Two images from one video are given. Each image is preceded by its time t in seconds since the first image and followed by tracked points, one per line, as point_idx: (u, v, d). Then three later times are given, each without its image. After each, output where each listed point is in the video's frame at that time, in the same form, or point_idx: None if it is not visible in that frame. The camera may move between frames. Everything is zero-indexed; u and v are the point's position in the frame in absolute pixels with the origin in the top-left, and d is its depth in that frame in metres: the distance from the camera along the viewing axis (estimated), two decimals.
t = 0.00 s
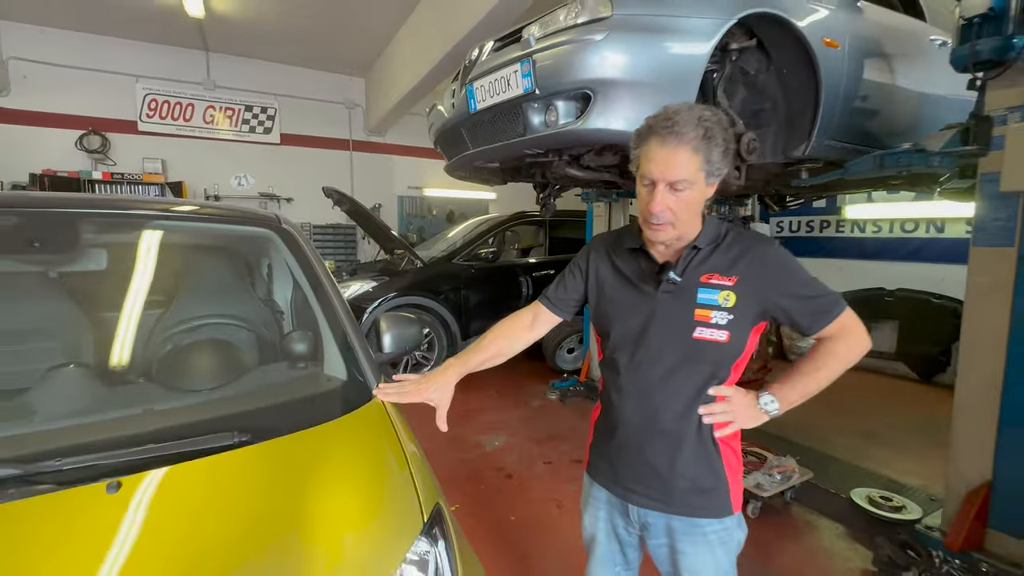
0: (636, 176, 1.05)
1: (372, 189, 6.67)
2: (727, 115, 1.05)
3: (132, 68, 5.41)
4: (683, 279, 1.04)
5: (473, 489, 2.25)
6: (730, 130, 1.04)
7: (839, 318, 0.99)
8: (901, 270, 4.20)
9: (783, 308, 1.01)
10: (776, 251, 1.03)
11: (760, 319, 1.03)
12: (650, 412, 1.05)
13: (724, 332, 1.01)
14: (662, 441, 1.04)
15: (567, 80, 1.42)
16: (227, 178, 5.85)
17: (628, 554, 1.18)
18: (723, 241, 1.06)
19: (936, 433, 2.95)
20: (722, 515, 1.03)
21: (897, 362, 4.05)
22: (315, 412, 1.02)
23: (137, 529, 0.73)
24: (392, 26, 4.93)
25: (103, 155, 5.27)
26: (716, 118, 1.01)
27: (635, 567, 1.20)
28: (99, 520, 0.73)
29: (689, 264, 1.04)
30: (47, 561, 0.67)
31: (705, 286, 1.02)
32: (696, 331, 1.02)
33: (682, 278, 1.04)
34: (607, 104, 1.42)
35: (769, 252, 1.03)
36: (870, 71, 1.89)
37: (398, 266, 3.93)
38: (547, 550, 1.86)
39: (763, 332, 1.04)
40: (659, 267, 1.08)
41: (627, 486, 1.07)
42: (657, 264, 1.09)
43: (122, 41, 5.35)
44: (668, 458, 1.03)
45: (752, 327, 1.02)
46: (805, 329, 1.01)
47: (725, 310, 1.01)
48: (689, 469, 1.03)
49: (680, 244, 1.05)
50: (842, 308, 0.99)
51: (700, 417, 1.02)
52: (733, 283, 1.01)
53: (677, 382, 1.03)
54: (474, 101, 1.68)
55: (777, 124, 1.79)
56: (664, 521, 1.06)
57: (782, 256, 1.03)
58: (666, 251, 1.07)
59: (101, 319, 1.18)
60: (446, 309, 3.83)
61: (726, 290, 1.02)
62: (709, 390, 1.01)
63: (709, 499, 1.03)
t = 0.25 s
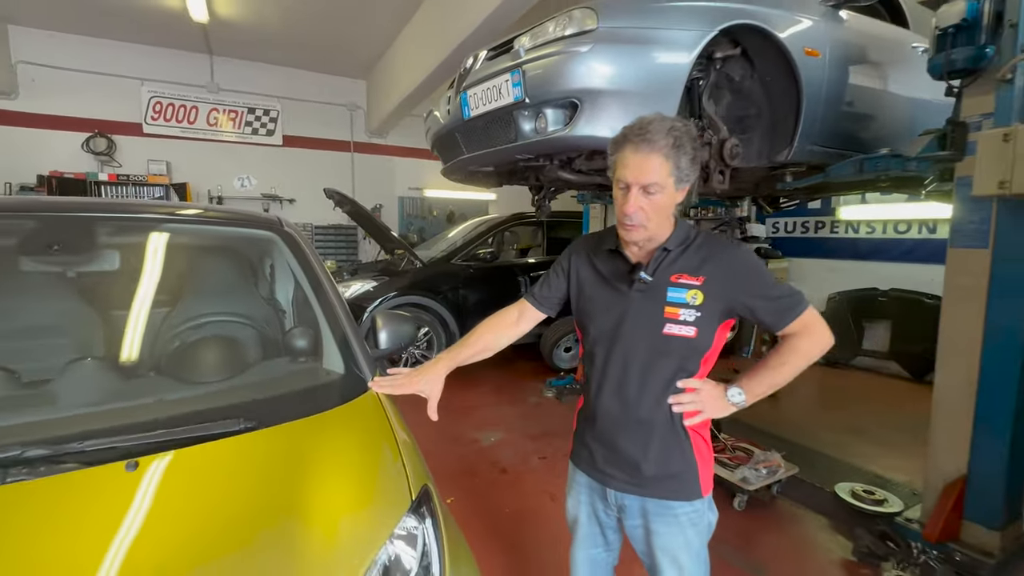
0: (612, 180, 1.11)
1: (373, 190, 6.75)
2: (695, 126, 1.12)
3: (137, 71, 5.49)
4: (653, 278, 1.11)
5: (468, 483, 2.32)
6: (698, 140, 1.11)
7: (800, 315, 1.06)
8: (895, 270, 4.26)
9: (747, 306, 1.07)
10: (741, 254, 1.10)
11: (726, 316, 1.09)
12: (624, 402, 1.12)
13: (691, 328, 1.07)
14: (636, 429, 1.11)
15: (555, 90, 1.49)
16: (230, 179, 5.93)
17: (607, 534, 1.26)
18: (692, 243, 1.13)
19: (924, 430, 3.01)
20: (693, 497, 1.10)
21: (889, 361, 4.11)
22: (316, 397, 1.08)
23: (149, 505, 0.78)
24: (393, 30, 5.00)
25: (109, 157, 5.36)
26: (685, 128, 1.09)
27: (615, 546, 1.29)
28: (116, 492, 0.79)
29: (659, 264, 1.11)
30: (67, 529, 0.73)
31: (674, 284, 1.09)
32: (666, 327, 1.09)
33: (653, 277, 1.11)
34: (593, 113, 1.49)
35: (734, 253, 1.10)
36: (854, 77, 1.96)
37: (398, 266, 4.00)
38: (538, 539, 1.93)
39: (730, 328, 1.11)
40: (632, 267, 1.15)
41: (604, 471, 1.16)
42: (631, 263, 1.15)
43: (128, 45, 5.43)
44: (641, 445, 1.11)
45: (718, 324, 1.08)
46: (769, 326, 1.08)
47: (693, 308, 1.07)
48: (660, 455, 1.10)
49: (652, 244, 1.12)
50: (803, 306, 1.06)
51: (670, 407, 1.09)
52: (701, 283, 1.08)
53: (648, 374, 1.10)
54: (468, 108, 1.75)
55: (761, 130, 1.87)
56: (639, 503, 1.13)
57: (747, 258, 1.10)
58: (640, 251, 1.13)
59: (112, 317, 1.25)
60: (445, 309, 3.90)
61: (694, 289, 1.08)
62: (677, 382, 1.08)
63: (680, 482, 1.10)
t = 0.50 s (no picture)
0: (601, 182, 1.20)
1: (374, 191, 6.85)
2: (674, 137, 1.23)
3: (144, 75, 5.60)
4: (631, 274, 1.20)
5: (464, 474, 2.41)
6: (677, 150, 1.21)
7: (766, 308, 1.16)
8: (885, 269, 4.34)
9: (718, 301, 1.17)
10: (711, 252, 1.19)
11: (698, 310, 1.19)
12: (605, 389, 1.21)
13: (665, 320, 1.16)
14: (615, 413, 1.20)
15: (543, 99, 1.59)
16: (234, 180, 6.04)
17: (591, 515, 1.35)
18: (666, 242, 1.22)
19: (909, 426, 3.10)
20: (669, 475, 1.19)
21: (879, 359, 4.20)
22: (320, 383, 1.18)
23: (163, 477, 0.86)
24: (394, 34, 5.11)
25: (116, 159, 5.47)
26: (666, 138, 1.19)
27: (599, 526, 1.38)
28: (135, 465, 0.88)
29: (637, 261, 1.20)
30: (90, 496, 0.81)
31: (650, 280, 1.18)
32: (642, 319, 1.17)
33: (631, 273, 1.20)
34: (579, 120, 1.59)
35: (706, 251, 1.20)
36: (836, 83, 2.06)
37: (398, 265, 4.09)
38: (531, 526, 2.03)
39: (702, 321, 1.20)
40: (613, 263, 1.24)
41: (586, 452, 1.25)
42: (613, 260, 1.25)
43: (135, 49, 5.54)
44: (620, 428, 1.20)
45: (691, 316, 1.18)
46: (738, 318, 1.18)
47: (667, 302, 1.16)
48: (637, 437, 1.19)
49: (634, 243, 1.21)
50: (769, 300, 1.16)
51: (647, 393, 1.18)
52: (674, 279, 1.17)
53: (626, 363, 1.19)
54: (463, 115, 1.85)
55: (743, 136, 1.97)
56: (620, 481, 1.22)
57: (717, 256, 1.19)
58: (622, 249, 1.23)
59: (126, 313, 1.37)
60: (443, 307, 4.00)
61: (668, 284, 1.17)
62: (652, 370, 1.18)
63: (657, 462, 1.19)
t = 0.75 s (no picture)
0: (605, 182, 1.27)
1: (376, 191, 6.93)
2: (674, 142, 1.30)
3: (150, 77, 5.69)
4: (631, 271, 1.26)
5: (464, 466, 2.48)
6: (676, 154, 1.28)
7: (757, 304, 1.23)
8: (880, 269, 4.40)
9: (711, 297, 1.24)
10: (706, 251, 1.26)
11: (693, 306, 1.25)
12: (602, 378, 1.29)
13: (661, 314, 1.23)
14: (610, 402, 1.27)
15: (538, 103, 1.66)
16: (238, 181, 6.12)
17: (586, 501, 1.41)
18: (664, 241, 1.29)
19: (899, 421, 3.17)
20: (660, 461, 1.25)
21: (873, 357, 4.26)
22: (325, 370, 1.26)
23: (175, 457, 0.92)
24: (395, 38, 5.19)
25: (123, 159, 5.55)
26: (666, 143, 1.25)
27: (593, 513, 1.44)
28: (148, 447, 0.94)
29: (637, 259, 1.26)
30: (108, 473, 0.87)
31: (649, 277, 1.25)
32: (640, 314, 1.24)
33: (630, 270, 1.26)
34: (572, 124, 1.66)
35: (701, 250, 1.27)
36: (824, 87, 2.15)
37: (400, 264, 4.17)
38: (528, 516, 2.10)
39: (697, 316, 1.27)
40: (614, 259, 1.32)
41: (582, 439, 1.32)
42: (614, 257, 1.32)
43: (141, 52, 5.62)
44: (614, 415, 1.27)
45: (685, 311, 1.24)
46: (730, 314, 1.24)
47: (664, 297, 1.23)
48: (631, 425, 1.25)
49: (633, 241, 1.28)
50: (759, 297, 1.22)
51: (642, 383, 1.25)
52: (670, 276, 1.24)
53: (623, 354, 1.26)
54: (462, 118, 1.92)
55: (732, 137, 2.06)
56: (614, 466, 1.29)
57: (712, 255, 1.26)
58: (622, 246, 1.31)
59: (138, 308, 1.43)
60: (444, 305, 4.07)
61: (664, 281, 1.24)
62: (649, 361, 1.24)
63: (648, 448, 1.25)
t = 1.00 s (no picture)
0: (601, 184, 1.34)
1: (378, 191, 7.00)
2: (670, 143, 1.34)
3: (155, 79, 5.75)
4: (637, 269, 1.32)
5: (465, 460, 2.54)
6: (672, 154, 1.32)
7: (756, 302, 1.28)
8: (876, 268, 4.45)
9: (714, 295, 1.30)
10: (708, 250, 1.32)
11: (696, 303, 1.31)
12: (607, 372, 1.34)
13: (666, 311, 1.28)
14: (614, 395, 1.33)
15: (536, 107, 1.72)
16: (242, 181, 6.19)
17: (586, 490, 1.46)
18: (669, 241, 1.35)
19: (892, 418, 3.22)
20: (660, 453, 1.30)
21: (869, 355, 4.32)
22: (331, 359, 1.33)
23: (186, 441, 0.97)
24: (398, 40, 5.25)
25: (129, 160, 5.62)
26: (659, 143, 1.30)
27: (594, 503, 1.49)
28: (161, 431, 0.99)
29: (643, 258, 1.32)
30: (123, 455, 0.92)
31: (654, 275, 1.30)
32: (645, 310, 1.30)
33: (637, 268, 1.32)
34: (569, 126, 1.71)
35: (704, 250, 1.32)
36: (817, 89, 2.21)
37: (402, 263, 4.22)
38: (528, 508, 2.15)
39: (699, 313, 1.32)
40: (621, 257, 1.37)
41: (586, 431, 1.37)
42: (621, 255, 1.38)
43: (146, 54, 5.69)
44: (616, 407, 1.32)
45: (689, 308, 1.30)
46: (731, 310, 1.30)
47: (669, 295, 1.28)
48: (633, 416, 1.30)
49: (634, 239, 1.33)
50: (759, 295, 1.27)
51: (646, 377, 1.30)
52: (675, 274, 1.29)
53: (628, 348, 1.31)
54: (463, 120, 1.98)
55: (727, 139, 2.12)
56: (616, 456, 1.33)
57: (714, 255, 1.31)
58: (627, 245, 1.35)
59: (149, 305, 1.48)
60: (446, 304, 4.13)
61: (670, 279, 1.29)
62: (653, 356, 1.30)
63: (648, 439, 1.30)
